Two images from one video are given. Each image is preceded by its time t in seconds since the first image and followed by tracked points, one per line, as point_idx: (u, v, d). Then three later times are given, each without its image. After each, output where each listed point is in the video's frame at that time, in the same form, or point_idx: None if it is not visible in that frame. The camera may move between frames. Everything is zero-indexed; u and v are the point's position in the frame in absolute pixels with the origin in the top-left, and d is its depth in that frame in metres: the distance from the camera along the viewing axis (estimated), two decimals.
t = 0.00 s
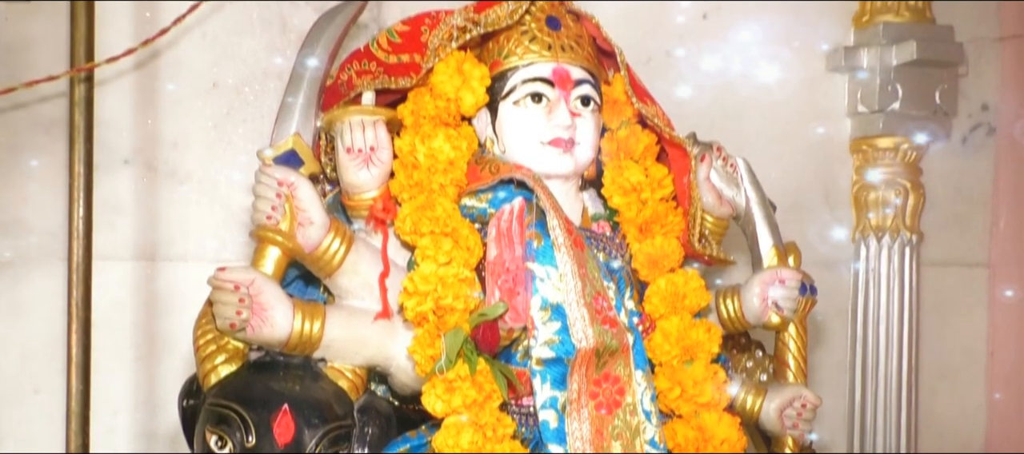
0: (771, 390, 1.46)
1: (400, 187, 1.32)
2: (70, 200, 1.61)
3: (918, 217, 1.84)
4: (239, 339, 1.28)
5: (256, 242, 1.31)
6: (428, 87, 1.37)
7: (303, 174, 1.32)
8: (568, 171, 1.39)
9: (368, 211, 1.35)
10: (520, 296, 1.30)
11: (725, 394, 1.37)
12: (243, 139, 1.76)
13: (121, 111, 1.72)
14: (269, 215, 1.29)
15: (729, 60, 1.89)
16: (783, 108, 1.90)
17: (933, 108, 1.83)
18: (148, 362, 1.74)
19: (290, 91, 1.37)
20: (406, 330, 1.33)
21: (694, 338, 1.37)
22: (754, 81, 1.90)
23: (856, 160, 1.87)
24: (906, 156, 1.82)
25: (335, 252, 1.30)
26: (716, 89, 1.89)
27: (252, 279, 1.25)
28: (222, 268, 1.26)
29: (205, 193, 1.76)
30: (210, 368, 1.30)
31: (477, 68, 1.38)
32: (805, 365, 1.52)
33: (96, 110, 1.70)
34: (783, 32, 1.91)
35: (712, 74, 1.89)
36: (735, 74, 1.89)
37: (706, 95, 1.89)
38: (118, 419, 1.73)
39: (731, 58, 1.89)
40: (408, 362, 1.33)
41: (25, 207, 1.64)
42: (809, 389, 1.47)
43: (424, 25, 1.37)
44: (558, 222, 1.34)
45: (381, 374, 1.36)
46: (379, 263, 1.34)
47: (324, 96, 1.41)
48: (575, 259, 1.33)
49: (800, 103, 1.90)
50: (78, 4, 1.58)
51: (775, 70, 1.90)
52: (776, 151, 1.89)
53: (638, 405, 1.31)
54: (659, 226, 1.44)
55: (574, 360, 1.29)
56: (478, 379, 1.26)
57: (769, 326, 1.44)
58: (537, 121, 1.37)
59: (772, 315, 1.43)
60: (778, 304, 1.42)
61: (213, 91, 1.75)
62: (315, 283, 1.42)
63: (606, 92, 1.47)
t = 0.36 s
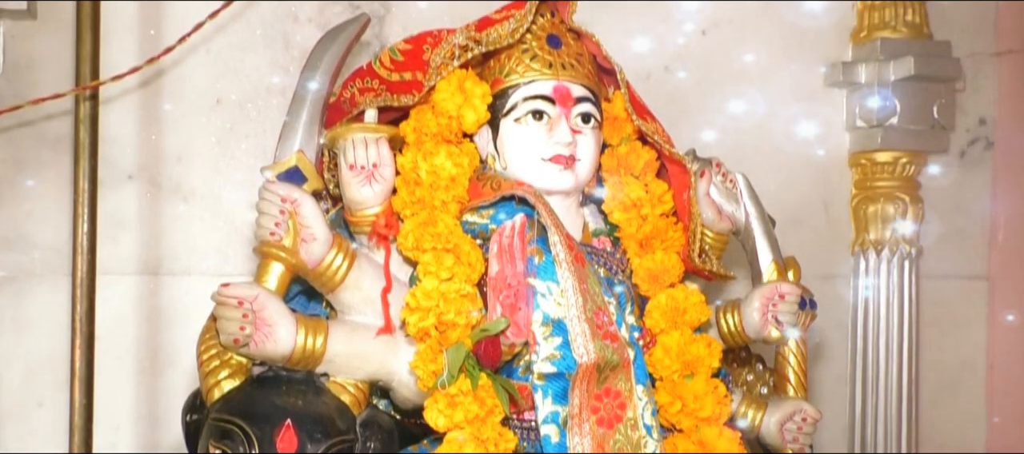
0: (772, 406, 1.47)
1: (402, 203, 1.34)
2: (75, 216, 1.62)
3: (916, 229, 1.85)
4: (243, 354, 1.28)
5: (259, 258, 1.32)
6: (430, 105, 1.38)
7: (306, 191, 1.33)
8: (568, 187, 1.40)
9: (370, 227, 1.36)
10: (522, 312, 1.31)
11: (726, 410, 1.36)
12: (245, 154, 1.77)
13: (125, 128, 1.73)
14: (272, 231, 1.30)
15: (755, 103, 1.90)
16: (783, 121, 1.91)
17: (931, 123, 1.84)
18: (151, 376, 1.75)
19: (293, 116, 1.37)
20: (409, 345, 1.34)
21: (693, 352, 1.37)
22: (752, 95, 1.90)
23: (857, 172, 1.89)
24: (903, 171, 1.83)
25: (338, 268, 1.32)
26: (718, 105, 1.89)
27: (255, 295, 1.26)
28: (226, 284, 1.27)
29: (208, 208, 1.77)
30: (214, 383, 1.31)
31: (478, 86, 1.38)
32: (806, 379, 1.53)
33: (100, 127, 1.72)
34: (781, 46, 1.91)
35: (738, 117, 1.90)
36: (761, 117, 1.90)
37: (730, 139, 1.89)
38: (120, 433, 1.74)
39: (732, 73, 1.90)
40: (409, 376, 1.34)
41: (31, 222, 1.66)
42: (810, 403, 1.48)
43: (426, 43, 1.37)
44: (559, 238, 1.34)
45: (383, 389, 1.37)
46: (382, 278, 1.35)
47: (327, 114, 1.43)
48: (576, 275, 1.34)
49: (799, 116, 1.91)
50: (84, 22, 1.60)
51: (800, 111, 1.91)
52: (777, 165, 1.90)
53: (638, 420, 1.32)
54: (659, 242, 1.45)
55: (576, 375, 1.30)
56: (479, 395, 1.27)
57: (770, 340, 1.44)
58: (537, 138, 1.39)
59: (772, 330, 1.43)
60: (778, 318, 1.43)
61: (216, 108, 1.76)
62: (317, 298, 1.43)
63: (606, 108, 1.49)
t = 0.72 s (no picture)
0: (773, 413, 1.47)
1: (405, 212, 1.34)
2: (80, 226, 1.63)
3: (916, 237, 1.85)
4: (247, 363, 1.29)
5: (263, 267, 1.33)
6: (433, 115, 1.39)
7: (310, 200, 1.33)
8: (571, 196, 1.41)
9: (373, 236, 1.37)
10: (524, 321, 1.32)
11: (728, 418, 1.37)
12: (248, 163, 1.78)
13: (129, 137, 1.74)
14: (276, 240, 1.31)
15: (777, 145, 1.91)
16: (783, 129, 1.91)
17: (931, 131, 1.85)
18: (154, 384, 1.75)
19: (297, 128, 1.37)
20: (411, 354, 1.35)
21: (695, 360, 1.38)
22: (751, 103, 1.91)
23: (857, 180, 1.89)
24: (902, 179, 1.85)
25: (341, 276, 1.33)
26: (718, 113, 1.91)
27: (260, 305, 1.26)
28: (230, 294, 1.28)
29: (211, 217, 1.77)
30: (218, 391, 1.32)
31: (480, 96, 1.39)
32: (807, 385, 1.54)
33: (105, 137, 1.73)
34: (781, 53, 1.92)
35: (761, 160, 1.91)
36: (784, 160, 1.91)
37: (752, 179, 1.91)
38: (124, 441, 1.75)
39: (733, 82, 1.91)
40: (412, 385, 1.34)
41: (35, 231, 1.67)
42: (811, 410, 1.48)
43: (429, 54, 1.39)
44: (561, 246, 1.36)
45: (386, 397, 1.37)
46: (385, 287, 1.36)
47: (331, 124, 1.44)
48: (579, 283, 1.35)
49: (799, 124, 1.92)
50: (88, 34, 1.60)
51: (800, 118, 1.92)
52: (777, 173, 1.91)
53: (641, 428, 1.33)
54: (660, 250, 1.45)
55: (579, 384, 1.30)
56: (482, 403, 1.28)
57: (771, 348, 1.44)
58: (539, 148, 1.40)
59: (774, 337, 1.44)
60: (779, 326, 1.43)
61: (220, 117, 1.77)
62: (321, 307, 1.44)
63: (608, 117, 1.49)
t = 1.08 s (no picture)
0: (774, 415, 1.48)
1: (408, 216, 1.36)
2: (84, 229, 1.64)
3: (917, 240, 1.87)
4: (251, 365, 1.30)
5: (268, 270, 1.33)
6: (435, 119, 1.40)
7: (313, 203, 1.34)
8: (572, 200, 1.42)
9: (376, 240, 1.37)
10: (526, 323, 1.33)
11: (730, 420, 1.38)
12: (250, 166, 1.79)
13: (133, 141, 1.75)
14: (280, 244, 1.32)
15: (797, 185, 1.92)
16: (784, 133, 1.92)
17: (931, 134, 1.86)
18: (158, 387, 1.76)
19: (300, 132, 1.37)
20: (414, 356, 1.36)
21: (696, 363, 1.38)
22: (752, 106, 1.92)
23: (857, 183, 1.90)
24: (903, 182, 1.86)
25: (344, 279, 1.34)
26: (719, 117, 1.91)
27: (263, 308, 1.27)
28: (235, 296, 1.28)
29: (214, 220, 1.78)
30: (222, 394, 1.33)
31: (483, 100, 1.40)
32: (808, 387, 1.54)
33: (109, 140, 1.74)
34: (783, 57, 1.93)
35: (782, 199, 1.91)
36: (805, 200, 1.91)
37: (772, 219, 1.91)
38: (128, 443, 1.76)
39: (736, 85, 1.91)
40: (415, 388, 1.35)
41: (41, 234, 1.68)
42: (812, 413, 1.48)
43: (430, 59, 1.38)
44: (563, 250, 1.36)
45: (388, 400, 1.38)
46: (388, 290, 1.37)
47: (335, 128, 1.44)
48: (580, 286, 1.35)
49: (800, 127, 1.92)
50: (93, 38, 1.62)
51: (801, 122, 1.92)
52: (779, 176, 1.91)
53: (643, 430, 1.34)
54: (661, 253, 1.46)
55: (581, 386, 1.31)
56: (484, 405, 1.29)
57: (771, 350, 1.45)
58: (540, 152, 1.41)
59: (774, 340, 1.45)
60: (780, 328, 1.44)
61: (223, 120, 1.78)
62: (324, 310, 1.45)
63: (609, 121, 1.51)
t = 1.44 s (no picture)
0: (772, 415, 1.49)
1: (410, 216, 1.37)
2: (88, 228, 1.65)
3: (914, 242, 1.87)
4: (254, 363, 1.31)
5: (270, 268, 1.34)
6: (437, 120, 1.42)
7: (316, 203, 1.35)
8: (572, 201, 1.43)
9: (378, 239, 1.38)
10: (527, 323, 1.34)
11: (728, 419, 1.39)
12: (253, 166, 1.80)
13: (136, 140, 1.77)
14: (282, 243, 1.32)
15: (815, 223, 1.93)
16: (784, 135, 1.93)
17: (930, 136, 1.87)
18: (160, 385, 1.77)
19: (303, 132, 1.38)
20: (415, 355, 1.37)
21: (694, 362, 1.40)
22: (751, 108, 1.93)
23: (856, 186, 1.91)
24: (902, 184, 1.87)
25: (346, 277, 1.35)
26: (720, 120, 1.92)
27: (266, 307, 1.29)
28: (238, 296, 1.29)
29: (217, 220, 1.79)
30: (225, 391, 1.34)
31: (484, 102, 1.42)
32: (805, 388, 1.54)
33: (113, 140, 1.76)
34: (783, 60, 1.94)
35: (799, 238, 1.92)
36: (823, 239, 1.93)
37: (790, 258, 1.92)
38: (130, 441, 1.77)
39: (735, 88, 1.92)
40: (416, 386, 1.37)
41: (44, 233, 1.69)
42: (810, 413, 1.49)
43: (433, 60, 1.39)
44: (563, 250, 1.37)
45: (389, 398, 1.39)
46: (390, 289, 1.38)
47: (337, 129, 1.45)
48: (580, 286, 1.37)
49: (799, 129, 1.94)
50: (97, 39, 1.63)
51: (800, 125, 1.94)
52: (778, 179, 1.93)
53: (641, 428, 1.35)
54: (660, 254, 1.47)
55: (580, 385, 1.33)
56: (484, 403, 1.31)
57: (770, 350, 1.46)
58: (540, 153, 1.42)
59: (772, 340, 1.46)
60: (778, 328, 1.45)
61: (226, 121, 1.79)
62: (325, 309, 1.46)
63: (610, 123, 1.52)
